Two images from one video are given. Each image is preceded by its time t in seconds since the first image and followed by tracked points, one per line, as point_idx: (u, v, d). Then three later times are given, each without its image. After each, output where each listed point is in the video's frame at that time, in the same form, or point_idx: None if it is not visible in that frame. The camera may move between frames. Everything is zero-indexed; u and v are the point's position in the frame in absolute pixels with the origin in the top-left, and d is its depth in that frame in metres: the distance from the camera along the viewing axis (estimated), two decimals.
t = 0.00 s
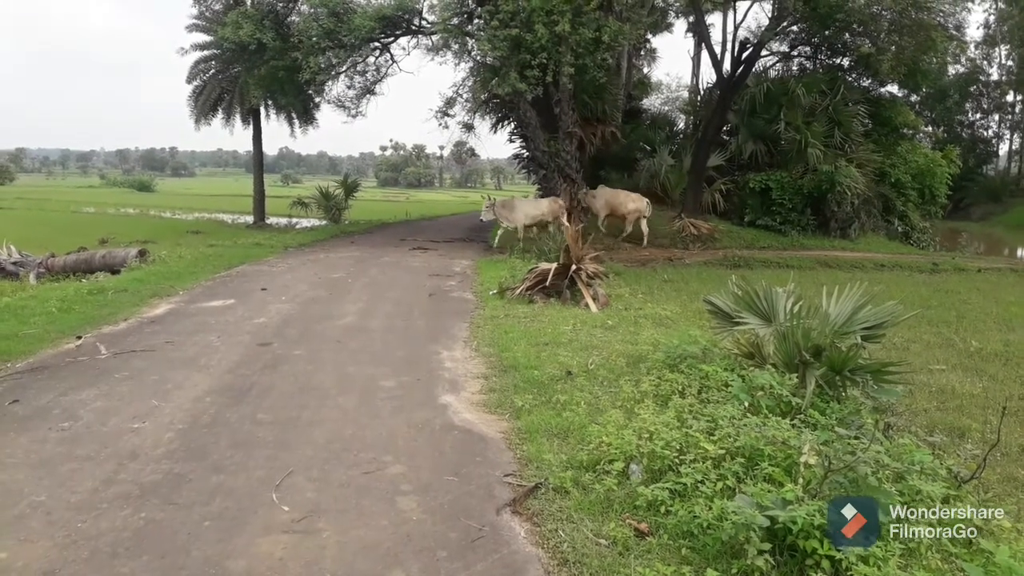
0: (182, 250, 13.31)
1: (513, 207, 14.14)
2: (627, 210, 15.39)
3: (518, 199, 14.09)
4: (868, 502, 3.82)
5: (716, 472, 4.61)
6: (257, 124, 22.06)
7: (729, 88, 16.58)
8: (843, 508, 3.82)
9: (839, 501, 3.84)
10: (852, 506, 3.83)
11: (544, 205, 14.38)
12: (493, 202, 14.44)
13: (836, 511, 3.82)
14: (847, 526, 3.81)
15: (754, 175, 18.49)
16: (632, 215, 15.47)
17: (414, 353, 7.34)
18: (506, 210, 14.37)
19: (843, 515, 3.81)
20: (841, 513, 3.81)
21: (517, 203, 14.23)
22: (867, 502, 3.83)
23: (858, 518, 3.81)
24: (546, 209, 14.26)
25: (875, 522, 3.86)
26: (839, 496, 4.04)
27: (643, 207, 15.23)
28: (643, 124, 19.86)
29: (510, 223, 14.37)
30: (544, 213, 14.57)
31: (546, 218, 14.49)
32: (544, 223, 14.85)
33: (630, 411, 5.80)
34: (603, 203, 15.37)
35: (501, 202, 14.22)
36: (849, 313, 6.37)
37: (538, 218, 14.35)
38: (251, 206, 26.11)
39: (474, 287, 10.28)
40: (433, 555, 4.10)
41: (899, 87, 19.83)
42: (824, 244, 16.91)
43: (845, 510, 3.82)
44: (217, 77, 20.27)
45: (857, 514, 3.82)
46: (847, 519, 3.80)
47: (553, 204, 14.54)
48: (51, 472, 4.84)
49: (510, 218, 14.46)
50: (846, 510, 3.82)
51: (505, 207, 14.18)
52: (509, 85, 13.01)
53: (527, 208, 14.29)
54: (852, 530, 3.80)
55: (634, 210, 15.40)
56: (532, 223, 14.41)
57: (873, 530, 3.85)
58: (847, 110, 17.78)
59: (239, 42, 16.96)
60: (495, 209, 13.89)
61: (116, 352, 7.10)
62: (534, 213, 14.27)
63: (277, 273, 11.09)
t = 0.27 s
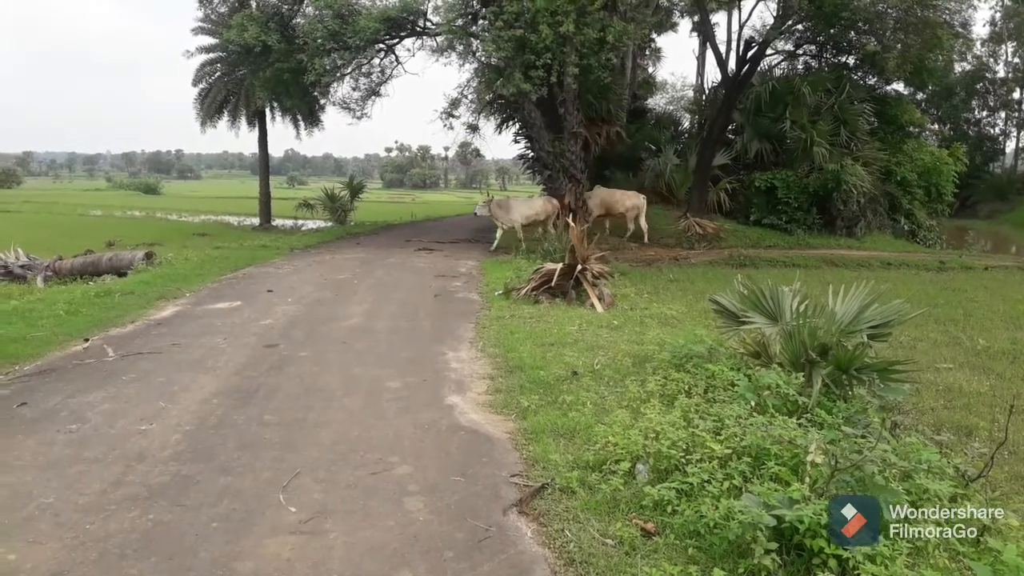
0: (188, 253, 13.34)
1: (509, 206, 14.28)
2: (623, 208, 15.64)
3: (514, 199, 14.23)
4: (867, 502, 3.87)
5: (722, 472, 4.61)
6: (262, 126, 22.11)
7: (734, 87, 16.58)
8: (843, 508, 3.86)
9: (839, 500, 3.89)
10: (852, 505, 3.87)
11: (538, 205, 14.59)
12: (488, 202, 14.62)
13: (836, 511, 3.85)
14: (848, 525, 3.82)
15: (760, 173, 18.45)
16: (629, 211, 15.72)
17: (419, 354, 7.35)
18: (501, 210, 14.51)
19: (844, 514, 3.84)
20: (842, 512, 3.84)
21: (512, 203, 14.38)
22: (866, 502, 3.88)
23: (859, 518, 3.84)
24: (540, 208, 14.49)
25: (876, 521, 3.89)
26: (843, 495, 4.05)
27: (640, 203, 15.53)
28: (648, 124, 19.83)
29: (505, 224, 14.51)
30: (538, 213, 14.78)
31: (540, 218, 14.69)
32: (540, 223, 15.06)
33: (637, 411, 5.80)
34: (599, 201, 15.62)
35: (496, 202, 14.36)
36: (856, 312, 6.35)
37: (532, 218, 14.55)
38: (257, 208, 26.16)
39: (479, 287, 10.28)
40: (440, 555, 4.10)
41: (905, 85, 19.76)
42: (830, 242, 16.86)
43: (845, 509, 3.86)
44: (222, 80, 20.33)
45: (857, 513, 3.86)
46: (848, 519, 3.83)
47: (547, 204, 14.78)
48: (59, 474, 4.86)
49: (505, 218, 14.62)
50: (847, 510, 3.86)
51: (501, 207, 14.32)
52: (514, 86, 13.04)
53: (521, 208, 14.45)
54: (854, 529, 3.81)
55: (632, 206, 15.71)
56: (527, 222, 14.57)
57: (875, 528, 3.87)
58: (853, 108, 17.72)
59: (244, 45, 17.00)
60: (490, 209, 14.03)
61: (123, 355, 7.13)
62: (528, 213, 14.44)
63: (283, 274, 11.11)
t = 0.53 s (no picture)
0: (192, 250, 13.36)
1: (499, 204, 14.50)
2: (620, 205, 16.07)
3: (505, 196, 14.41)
4: (867, 501, 3.80)
5: (725, 471, 4.59)
6: (266, 124, 22.12)
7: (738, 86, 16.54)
8: (844, 508, 3.79)
9: (840, 500, 3.82)
10: (852, 505, 3.81)
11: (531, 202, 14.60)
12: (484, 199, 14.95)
13: (837, 511, 3.79)
14: (848, 525, 3.77)
15: (764, 172, 18.41)
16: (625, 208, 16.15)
17: (422, 352, 7.35)
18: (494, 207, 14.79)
19: (844, 515, 3.78)
20: (842, 513, 3.78)
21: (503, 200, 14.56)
22: (866, 502, 3.81)
23: (859, 518, 3.79)
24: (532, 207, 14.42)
25: (875, 521, 3.83)
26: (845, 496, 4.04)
27: (636, 198, 16.01)
28: (652, 122, 19.80)
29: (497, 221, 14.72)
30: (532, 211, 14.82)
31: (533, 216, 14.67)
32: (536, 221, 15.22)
33: (640, 410, 5.78)
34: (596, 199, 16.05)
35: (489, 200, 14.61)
36: (860, 312, 6.33)
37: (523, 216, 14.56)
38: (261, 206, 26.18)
39: (483, 286, 10.28)
40: (442, 554, 4.10)
41: (910, 84, 19.71)
42: (834, 241, 16.82)
43: (846, 509, 3.80)
44: (226, 77, 20.34)
45: (858, 513, 3.80)
46: (849, 519, 3.78)
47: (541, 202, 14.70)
48: (62, 471, 4.87)
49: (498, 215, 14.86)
50: (847, 510, 3.80)
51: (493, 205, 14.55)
52: (517, 84, 13.05)
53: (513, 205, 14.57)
54: (854, 529, 3.77)
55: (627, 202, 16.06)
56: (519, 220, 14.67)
57: (874, 528, 3.82)
58: (858, 107, 17.67)
59: (248, 42, 17.00)
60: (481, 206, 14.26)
61: (126, 352, 7.14)
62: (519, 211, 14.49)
63: (286, 272, 11.12)
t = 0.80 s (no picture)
0: (198, 251, 13.41)
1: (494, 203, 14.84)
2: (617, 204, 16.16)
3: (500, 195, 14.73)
4: (867, 500, 3.80)
5: (731, 469, 4.61)
6: (271, 125, 22.18)
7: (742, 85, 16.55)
8: (843, 508, 3.79)
9: (839, 501, 3.82)
10: (852, 505, 3.80)
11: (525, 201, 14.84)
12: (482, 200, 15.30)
13: (837, 510, 3.79)
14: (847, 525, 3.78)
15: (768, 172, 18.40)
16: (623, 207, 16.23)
17: (427, 351, 7.38)
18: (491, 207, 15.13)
19: (843, 515, 3.78)
20: (842, 513, 3.78)
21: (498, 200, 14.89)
22: (865, 501, 3.81)
23: (859, 517, 3.79)
24: (525, 206, 14.62)
25: (875, 519, 3.84)
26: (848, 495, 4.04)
27: (633, 197, 16.06)
28: (655, 123, 19.82)
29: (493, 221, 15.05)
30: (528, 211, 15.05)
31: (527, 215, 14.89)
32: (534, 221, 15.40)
33: (645, 408, 5.80)
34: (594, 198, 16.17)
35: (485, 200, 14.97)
36: (864, 311, 6.34)
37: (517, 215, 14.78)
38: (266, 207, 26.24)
39: (487, 285, 10.30)
40: (448, 552, 4.12)
41: (913, 84, 19.70)
42: (838, 241, 16.81)
43: (845, 510, 3.79)
44: (231, 79, 20.41)
45: (857, 513, 3.80)
46: (848, 519, 3.78)
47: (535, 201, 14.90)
48: (71, 470, 4.90)
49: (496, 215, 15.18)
50: (847, 510, 3.79)
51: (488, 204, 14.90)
52: (521, 84, 13.07)
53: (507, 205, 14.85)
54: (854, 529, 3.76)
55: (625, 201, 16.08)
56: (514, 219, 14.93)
57: (874, 527, 3.82)
58: (861, 107, 17.67)
59: (252, 44, 17.04)
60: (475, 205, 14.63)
61: (133, 352, 7.17)
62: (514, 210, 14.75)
63: (292, 272, 11.15)
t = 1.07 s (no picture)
0: (204, 246, 13.43)
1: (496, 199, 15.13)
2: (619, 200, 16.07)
3: (502, 191, 15.00)
4: (867, 501, 3.78)
5: (736, 470, 4.59)
6: (278, 121, 22.19)
7: (750, 84, 16.48)
8: (843, 508, 3.76)
9: (839, 501, 3.79)
10: (852, 505, 3.78)
11: (526, 198, 15.10)
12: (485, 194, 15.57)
13: (836, 511, 3.76)
14: (848, 526, 3.75)
15: (775, 171, 18.33)
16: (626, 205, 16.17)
17: (433, 348, 7.37)
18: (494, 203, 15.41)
19: (843, 515, 3.75)
20: (842, 512, 3.75)
21: (499, 195, 15.15)
22: (865, 501, 3.79)
23: (858, 518, 3.77)
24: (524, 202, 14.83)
25: (875, 520, 3.81)
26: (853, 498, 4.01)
27: (635, 193, 15.98)
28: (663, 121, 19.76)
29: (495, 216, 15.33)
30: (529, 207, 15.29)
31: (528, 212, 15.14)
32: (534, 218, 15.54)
33: (650, 408, 5.78)
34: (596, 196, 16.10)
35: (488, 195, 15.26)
36: (871, 312, 6.31)
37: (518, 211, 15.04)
38: (272, 202, 26.26)
39: (493, 283, 10.29)
40: (452, 549, 4.12)
41: (922, 84, 19.59)
42: (845, 241, 16.75)
43: (845, 510, 3.77)
44: (239, 74, 20.42)
45: (857, 513, 3.77)
46: (848, 519, 3.75)
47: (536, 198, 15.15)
48: (76, 463, 4.91)
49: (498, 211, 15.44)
50: (846, 510, 3.77)
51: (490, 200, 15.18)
52: (529, 81, 13.05)
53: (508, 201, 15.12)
54: (853, 529, 3.74)
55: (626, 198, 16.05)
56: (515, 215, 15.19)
57: (875, 528, 3.80)
58: (870, 106, 17.60)
59: (260, 39, 17.04)
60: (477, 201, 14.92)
61: (139, 346, 7.19)
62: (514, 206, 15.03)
63: (298, 268, 11.16)
